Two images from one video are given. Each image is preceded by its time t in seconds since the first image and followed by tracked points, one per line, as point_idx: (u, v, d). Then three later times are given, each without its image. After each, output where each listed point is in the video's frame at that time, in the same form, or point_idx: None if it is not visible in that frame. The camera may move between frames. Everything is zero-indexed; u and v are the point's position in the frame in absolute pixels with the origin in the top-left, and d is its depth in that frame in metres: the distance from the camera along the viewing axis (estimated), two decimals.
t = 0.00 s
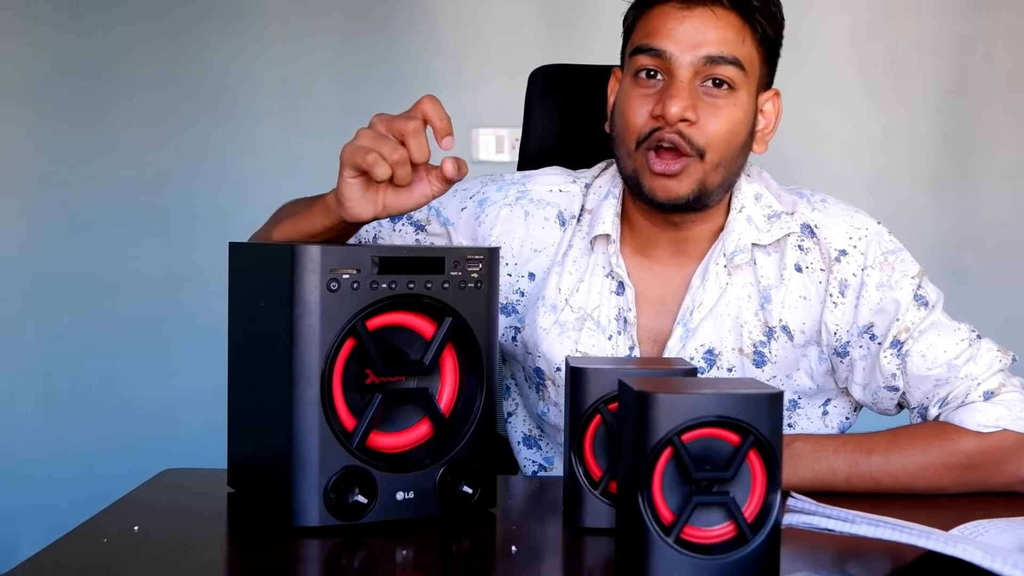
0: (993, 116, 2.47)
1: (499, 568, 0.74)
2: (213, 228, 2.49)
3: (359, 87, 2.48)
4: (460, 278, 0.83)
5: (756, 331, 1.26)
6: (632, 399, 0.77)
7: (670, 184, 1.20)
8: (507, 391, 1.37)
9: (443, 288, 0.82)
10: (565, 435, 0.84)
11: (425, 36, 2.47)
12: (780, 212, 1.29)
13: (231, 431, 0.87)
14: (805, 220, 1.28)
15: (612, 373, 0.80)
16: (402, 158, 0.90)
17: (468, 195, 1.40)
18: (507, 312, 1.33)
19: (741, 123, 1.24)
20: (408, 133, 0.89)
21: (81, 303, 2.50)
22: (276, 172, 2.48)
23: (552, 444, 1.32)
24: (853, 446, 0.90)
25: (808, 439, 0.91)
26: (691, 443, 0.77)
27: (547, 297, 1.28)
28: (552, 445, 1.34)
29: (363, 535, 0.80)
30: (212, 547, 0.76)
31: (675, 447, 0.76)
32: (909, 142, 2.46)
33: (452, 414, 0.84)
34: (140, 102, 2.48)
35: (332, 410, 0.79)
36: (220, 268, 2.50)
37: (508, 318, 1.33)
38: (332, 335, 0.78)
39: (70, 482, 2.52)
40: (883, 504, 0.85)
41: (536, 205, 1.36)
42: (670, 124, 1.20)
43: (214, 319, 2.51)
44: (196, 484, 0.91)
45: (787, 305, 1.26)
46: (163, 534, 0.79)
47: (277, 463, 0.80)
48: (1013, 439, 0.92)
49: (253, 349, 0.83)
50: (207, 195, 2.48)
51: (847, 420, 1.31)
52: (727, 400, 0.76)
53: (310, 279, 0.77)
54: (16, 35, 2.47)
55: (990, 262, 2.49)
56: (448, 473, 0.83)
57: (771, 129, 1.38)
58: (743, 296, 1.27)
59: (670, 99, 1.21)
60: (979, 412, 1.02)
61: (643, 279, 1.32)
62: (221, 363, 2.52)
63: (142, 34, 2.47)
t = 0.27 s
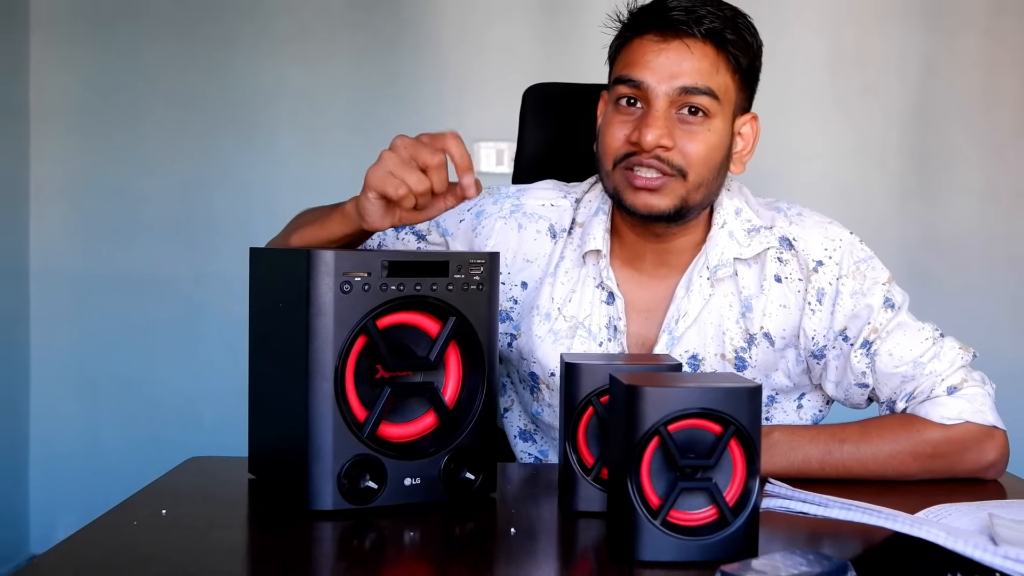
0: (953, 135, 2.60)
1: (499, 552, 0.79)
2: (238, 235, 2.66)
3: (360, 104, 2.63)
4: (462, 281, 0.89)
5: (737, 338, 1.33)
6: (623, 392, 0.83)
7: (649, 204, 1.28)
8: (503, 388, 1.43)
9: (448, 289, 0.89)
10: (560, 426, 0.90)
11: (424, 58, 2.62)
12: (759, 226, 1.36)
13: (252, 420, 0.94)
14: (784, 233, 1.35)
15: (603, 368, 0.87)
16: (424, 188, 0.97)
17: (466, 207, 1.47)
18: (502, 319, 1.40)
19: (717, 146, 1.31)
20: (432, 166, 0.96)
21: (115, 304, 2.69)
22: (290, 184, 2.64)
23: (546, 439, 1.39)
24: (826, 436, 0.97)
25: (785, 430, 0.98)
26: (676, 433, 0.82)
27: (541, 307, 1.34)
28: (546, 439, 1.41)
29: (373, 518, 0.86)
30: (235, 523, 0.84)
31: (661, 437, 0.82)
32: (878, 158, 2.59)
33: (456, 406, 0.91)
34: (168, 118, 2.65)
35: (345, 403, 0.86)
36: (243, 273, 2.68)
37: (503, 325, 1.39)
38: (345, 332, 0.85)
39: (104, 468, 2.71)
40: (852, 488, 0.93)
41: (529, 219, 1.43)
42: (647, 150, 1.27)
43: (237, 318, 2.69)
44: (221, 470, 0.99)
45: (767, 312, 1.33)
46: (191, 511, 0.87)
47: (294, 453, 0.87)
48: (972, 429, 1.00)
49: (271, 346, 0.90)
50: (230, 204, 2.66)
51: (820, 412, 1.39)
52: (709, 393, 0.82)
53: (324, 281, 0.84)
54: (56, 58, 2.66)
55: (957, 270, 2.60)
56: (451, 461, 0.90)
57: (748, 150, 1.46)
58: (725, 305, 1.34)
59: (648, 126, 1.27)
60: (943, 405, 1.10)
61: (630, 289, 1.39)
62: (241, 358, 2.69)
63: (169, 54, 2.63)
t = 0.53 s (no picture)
0: (917, 147, 2.75)
1: (497, 532, 0.82)
2: (259, 239, 2.78)
3: (361, 116, 2.75)
4: (465, 284, 0.97)
5: (718, 337, 1.42)
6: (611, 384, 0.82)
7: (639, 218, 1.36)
8: (501, 380, 1.51)
9: (452, 291, 0.97)
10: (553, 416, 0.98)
11: (421, 75, 2.74)
12: (737, 233, 1.45)
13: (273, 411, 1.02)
14: (760, 240, 1.43)
15: (593, 363, 0.94)
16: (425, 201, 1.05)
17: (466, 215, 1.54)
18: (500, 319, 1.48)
19: (700, 163, 1.40)
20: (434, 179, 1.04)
21: (152, 301, 2.80)
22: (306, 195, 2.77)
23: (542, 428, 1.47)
24: (799, 426, 1.08)
25: (760, 421, 1.09)
26: (662, 422, 0.82)
27: (536, 308, 1.43)
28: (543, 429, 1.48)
29: (383, 500, 0.93)
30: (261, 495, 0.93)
31: (648, 426, 0.81)
32: (845, 166, 2.75)
33: (460, 398, 0.99)
34: (196, 134, 2.76)
35: (357, 395, 0.93)
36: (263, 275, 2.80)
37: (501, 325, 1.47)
38: (357, 330, 0.92)
39: (138, 451, 2.83)
40: (818, 475, 1.02)
41: (524, 227, 1.51)
42: (635, 168, 1.35)
43: (257, 318, 2.80)
44: (244, 457, 1.08)
45: (746, 313, 1.42)
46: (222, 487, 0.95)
47: (311, 440, 0.94)
48: (932, 420, 1.13)
49: (290, 343, 0.98)
50: (254, 209, 2.78)
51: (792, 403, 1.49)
52: (693, 383, 0.82)
53: (339, 283, 0.91)
54: (95, 77, 2.77)
55: (916, 271, 2.77)
56: (455, 448, 0.97)
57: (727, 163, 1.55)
58: (706, 306, 1.43)
59: (634, 146, 1.36)
60: (907, 398, 1.17)
61: (620, 293, 1.49)
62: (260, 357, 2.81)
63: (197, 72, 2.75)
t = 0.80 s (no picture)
0: (912, 149, 2.76)
1: (498, 531, 0.83)
2: (261, 241, 2.80)
3: (361, 118, 2.76)
4: (466, 284, 0.98)
5: (716, 335, 1.44)
6: (609, 383, 0.83)
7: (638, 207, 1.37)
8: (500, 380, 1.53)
9: (452, 291, 0.98)
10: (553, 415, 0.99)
11: (420, 77, 2.75)
12: (735, 233, 1.46)
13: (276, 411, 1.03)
14: (757, 240, 1.44)
15: (591, 363, 0.95)
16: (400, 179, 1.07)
17: (467, 215, 1.54)
18: (503, 317, 1.49)
19: (696, 153, 1.41)
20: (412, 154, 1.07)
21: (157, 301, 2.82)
22: (308, 197, 2.78)
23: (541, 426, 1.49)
24: (796, 425, 1.10)
25: (757, 420, 1.11)
26: (659, 421, 0.82)
27: (539, 306, 1.44)
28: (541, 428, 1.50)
29: (385, 498, 0.94)
30: (263, 492, 0.94)
31: (646, 425, 0.82)
32: (841, 168, 2.76)
33: (460, 396, 1.00)
34: (201, 137, 2.78)
35: (359, 394, 0.93)
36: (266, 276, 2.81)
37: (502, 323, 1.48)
38: (359, 330, 0.93)
39: (143, 449, 2.84)
40: (813, 473, 1.03)
41: (525, 226, 1.52)
42: (633, 158, 1.36)
43: (261, 318, 2.82)
44: (248, 455, 1.09)
45: (744, 312, 1.43)
46: (226, 483, 0.97)
47: (314, 439, 0.95)
48: (928, 418, 1.14)
49: (293, 343, 0.99)
50: (256, 211, 2.79)
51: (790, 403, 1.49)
52: (690, 383, 0.82)
53: (340, 283, 0.91)
54: (100, 82, 2.79)
55: (911, 272, 2.78)
56: (456, 446, 0.99)
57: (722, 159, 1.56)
58: (705, 305, 1.44)
59: (630, 138, 1.37)
60: (903, 396, 1.19)
61: (620, 292, 1.50)
62: (264, 357, 2.82)
63: (200, 75, 2.77)
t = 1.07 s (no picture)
0: (912, 149, 2.76)
1: (497, 531, 0.83)
2: (261, 241, 2.80)
3: (360, 118, 2.76)
4: (465, 284, 0.98)
5: (721, 330, 1.44)
6: (609, 383, 0.83)
7: (639, 201, 1.37)
8: (505, 375, 1.55)
9: (452, 291, 0.98)
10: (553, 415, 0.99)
11: (420, 78, 2.75)
12: (740, 229, 1.47)
13: (276, 410, 1.03)
14: (762, 236, 1.45)
15: (592, 363, 0.95)
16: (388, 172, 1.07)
17: (476, 209, 1.53)
18: (509, 308, 1.48)
19: (696, 147, 1.42)
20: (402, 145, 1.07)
21: (157, 300, 2.82)
22: (308, 196, 2.78)
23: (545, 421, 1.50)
24: (795, 424, 1.10)
25: (757, 419, 1.11)
26: (660, 421, 0.82)
27: (547, 297, 1.45)
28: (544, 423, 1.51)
29: (385, 498, 0.94)
30: (263, 491, 0.94)
31: (646, 425, 0.81)
32: (841, 167, 2.76)
33: (460, 396, 1.00)
34: (202, 137, 2.78)
35: (359, 394, 0.93)
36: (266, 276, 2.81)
37: (509, 315, 1.48)
38: (359, 330, 0.93)
39: (143, 449, 2.84)
40: (813, 472, 1.03)
41: (533, 219, 1.51)
42: (634, 153, 1.37)
43: (261, 318, 2.82)
44: (248, 455, 1.09)
45: (748, 307, 1.44)
46: (227, 483, 0.97)
47: (314, 439, 0.95)
48: (928, 417, 1.14)
49: (293, 343, 0.99)
50: (256, 211, 2.79)
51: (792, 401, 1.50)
52: (691, 384, 0.82)
53: (340, 284, 0.91)
54: (100, 82, 2.79)
55: (910, 272, 2.78)
56: (456, 446, 0.98)
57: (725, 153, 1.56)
58: (710, 300, 1.45)
59: (631, 133, 1.38)
60: (902, 394, 1.19)
61: (627, 284, 1.50)
62: (265, 356, 2.82)
63: (200, 75, 2.77)
